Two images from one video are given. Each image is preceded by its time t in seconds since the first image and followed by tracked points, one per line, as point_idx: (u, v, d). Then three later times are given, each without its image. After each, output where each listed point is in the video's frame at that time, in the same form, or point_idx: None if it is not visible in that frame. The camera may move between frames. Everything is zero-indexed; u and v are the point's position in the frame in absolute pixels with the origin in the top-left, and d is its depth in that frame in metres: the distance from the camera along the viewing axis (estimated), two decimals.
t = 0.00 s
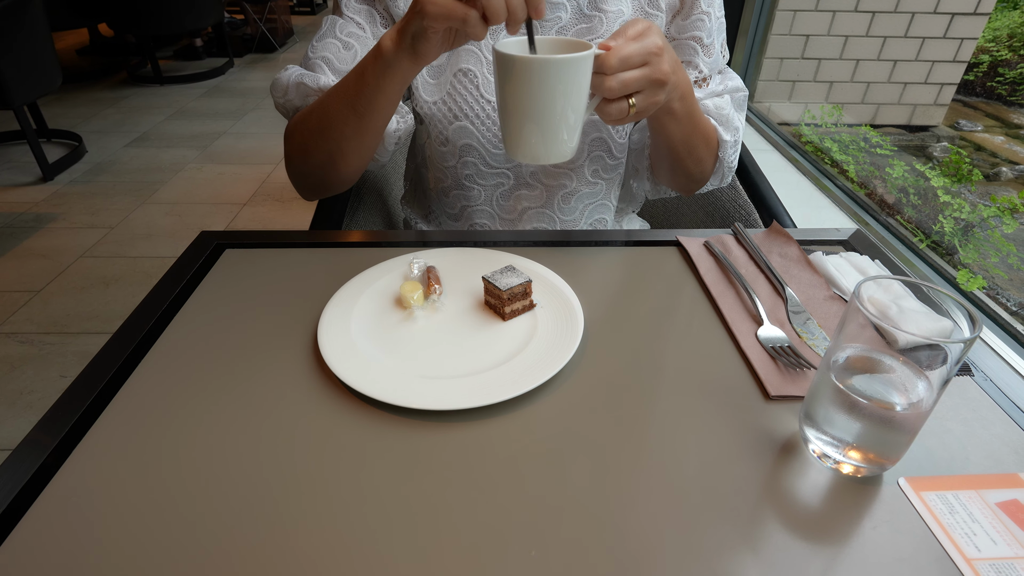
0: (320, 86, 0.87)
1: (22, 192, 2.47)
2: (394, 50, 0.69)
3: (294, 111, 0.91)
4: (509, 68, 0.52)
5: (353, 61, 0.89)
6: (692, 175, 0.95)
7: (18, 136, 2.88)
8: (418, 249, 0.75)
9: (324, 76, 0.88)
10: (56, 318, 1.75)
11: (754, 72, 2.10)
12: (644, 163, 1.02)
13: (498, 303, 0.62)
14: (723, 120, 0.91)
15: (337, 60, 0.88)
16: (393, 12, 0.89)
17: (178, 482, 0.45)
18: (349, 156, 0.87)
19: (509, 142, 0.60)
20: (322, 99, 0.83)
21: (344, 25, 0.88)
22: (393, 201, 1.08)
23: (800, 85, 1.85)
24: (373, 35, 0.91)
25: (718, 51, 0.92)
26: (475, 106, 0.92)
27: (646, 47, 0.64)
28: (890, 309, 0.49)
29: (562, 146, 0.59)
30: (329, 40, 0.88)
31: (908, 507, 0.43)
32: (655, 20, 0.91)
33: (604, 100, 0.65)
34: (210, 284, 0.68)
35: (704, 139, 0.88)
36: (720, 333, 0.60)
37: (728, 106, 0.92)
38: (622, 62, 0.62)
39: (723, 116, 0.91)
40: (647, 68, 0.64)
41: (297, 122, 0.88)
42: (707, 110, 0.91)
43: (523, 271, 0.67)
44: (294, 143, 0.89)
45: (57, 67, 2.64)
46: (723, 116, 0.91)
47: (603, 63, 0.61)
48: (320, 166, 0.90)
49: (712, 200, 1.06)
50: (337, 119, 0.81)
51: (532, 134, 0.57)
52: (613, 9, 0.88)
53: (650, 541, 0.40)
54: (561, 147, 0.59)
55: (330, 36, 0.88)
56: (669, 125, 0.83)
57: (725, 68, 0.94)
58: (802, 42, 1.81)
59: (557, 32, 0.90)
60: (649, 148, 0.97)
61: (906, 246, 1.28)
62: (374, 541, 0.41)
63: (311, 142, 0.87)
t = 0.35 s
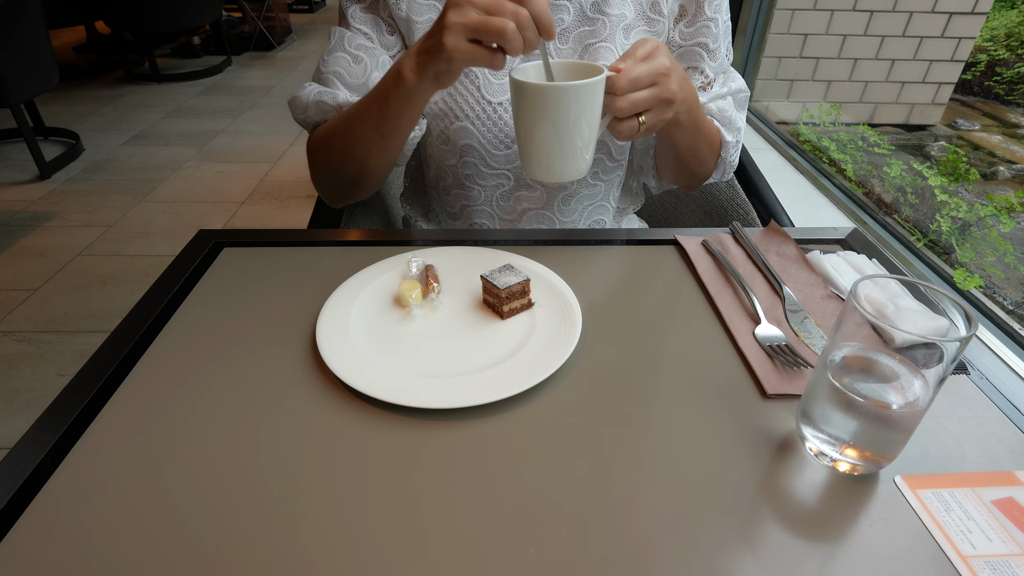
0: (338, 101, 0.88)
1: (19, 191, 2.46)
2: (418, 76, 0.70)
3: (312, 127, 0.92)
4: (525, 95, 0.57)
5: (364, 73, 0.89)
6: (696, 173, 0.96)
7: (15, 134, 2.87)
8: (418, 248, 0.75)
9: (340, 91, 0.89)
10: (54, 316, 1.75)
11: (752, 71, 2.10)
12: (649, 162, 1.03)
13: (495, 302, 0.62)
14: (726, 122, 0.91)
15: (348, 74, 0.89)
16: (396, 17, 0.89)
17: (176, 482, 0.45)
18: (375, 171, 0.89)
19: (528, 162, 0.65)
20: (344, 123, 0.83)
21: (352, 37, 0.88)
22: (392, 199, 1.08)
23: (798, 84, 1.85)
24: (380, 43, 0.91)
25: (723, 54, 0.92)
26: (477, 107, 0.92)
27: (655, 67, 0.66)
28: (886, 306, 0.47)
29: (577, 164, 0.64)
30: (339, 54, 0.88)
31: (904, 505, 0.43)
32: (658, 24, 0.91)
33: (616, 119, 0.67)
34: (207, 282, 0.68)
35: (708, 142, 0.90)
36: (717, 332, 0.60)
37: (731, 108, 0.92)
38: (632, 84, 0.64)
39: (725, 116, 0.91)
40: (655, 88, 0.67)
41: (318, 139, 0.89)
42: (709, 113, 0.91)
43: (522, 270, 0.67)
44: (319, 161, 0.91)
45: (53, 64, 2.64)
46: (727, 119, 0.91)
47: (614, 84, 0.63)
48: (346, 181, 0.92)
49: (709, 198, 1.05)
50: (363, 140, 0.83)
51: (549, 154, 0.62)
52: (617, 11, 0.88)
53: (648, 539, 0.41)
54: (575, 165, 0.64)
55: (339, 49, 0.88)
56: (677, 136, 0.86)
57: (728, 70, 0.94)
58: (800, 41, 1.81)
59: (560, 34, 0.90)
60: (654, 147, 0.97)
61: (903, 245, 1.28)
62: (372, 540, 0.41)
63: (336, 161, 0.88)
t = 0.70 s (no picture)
0: (349, 106, 0.88)
1: (17, 189, 2.46)
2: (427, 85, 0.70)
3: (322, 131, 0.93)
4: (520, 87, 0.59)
5: (370, 74, 0.89)
6: (695, 174, 0.96)
7: (13, 132, 2.87)
8: (417, 247, 0.75)
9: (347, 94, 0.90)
10: (53, 315, 1.75)
11: (751, 70, 2.11)
12: (650, 160, 1.03)
13: (494, 300, 0.62)
14: (726, 123, 0.92)
15: (355, 75, 0.89)
16: (399, 15, 0.89)
17: (176, 478, 0.45)
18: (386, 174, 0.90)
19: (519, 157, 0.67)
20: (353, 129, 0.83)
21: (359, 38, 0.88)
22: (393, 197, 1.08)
23: (797, 83, 1.85)
24: (385, 43, 0.91)
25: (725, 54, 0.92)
26: (479, 105, 0.92)
27: (649, 70, 0.66)
28: (883, 306, 0.48)
29: (570, 161, 0.65)
30: (345, 55, 0.88)
31: (898, 501, 0.43)
32: (660, 25, 0.92)
33: (607, 120, 0.68)
34: (207, 281, 0.68)
35: (707, 142, 0.90)
36: (714, 331, 0.61)
37: (731, 108, 0.92)
38: (624, 85, 0.64)
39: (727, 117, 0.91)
40: (649, 92, 0.67)
41: (327, 144, 0.89)
42: (708, 114, 0.91)
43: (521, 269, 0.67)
44: (328, 166, 0.91)
45: (52, 63, 2.63)
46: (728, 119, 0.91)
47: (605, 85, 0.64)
48: (357, 184, 0.93)
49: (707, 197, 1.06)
50: (374, 144, 0.83)
51: (538, 150, 0.63)
52: (619, 12, 0.88)
53: (644, 536, 0.41)
54: (568, 162, 0.65)
55: (346, 51, 0.88)
56: (677, 138, 0.87)
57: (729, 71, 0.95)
58: (800, 40, 1.81)
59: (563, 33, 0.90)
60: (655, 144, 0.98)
61: (900, 245, 1.29)
62: (371, 536, 0.41)
63: (346, 165, 0.89)
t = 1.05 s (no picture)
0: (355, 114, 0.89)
1: (19, 191, 2.46)
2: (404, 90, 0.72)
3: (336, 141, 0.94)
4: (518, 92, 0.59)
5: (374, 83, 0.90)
6: (693, 177, 0.97)
7: (15, 134, 2.88)
8: (418, 248, 0.75)
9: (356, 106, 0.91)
10: (54, 316, 1.76)
11: (751, 72, 2.11)
12: (650, 162, 1.03)
13: (495, 302, 0.62)
14: (725, 126, 0.91)
15: (361, 84, 0.91)
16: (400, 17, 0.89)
17: (179, 480, 0.45)
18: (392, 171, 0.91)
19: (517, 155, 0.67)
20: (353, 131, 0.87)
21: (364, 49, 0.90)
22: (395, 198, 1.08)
23: (797, 85, 1.86)
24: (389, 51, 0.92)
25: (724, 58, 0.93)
26: (481, 106, 0.92)
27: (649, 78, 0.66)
28: (883, 307, 0.50)
29: (569, 165, 0.65)
30: (352, 66, 0.90)
31: (897, 502, 0.44)
32: (660, 28, 0.92)
33: (605, 125, 0.68)
34: (208, 283, 0.68)
35: (706, 146, 0.90)
36: (714, 332, 0.61)
37: (729, 112, 0.92)
38: (623, 92, 0.65)
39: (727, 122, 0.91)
40: (649, 99, 0.67)
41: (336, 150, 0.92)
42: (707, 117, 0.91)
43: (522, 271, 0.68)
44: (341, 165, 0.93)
45: (53, 64, 2.64)
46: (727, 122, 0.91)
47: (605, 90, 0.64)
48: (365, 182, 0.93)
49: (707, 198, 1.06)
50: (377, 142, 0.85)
51: (537, 149, 0.64)
52: (621, 15, 0.88)
53: (644, 538, 0.41)
54: (567, 165, 0.65)
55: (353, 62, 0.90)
56: (677, 143, 0.89)
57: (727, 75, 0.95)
58: (800, 41, 1.81)
59: (565, 35, 0.90)
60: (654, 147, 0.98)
61: (900, 246, 1.29)
62: (372, 537, 0.41)
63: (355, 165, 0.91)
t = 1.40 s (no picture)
0: (348, 144, 0.89)
1: (21, 193, 2.47)
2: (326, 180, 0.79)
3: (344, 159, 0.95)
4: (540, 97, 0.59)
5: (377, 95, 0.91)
6: (695, 179, 0.97)
7: (18, 136, 2.89)
8: (418, 252, 0.75)
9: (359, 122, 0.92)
10: (55, 318, 1.76)
11: (754, 76, 2.11)
12: (651, 167, 1.03)
13: (494, 306, 0.62)
14: (726, 131, 0.91)
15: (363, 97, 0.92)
16: (403, 22, 0.90)
17: (173, 484, 0.45)
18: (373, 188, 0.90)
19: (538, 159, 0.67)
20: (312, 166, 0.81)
21: (366, 64, 0.92)
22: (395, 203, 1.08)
23: (799, 90, 1.86)
24: (391, 62, 0.92)
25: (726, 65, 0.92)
26: (483, 110, 0.91)
27: (671, 82, 0.66)
28: (885, 313, 0.48)
29: (592, 171, 0.65)
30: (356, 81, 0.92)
31: (901, 512, 0.43)
32: (665, 34, 0.92)
33: (628, 129, 0.67)
34: (207, 285, 0.68)
35: (711, 150, 0.90)
36: (716, 337, 0.60)
37: (731, 117, 0.92)
38: (647, 96, 0.65)
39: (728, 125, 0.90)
40: (671, 102, 0.66)
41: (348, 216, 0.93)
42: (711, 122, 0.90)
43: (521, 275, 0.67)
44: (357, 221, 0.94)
45: (58, 67, 2.65)
46: (729, 128, 0.91)
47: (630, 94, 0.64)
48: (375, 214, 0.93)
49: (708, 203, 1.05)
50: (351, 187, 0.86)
51: (559, 156, 0.63)
52: (623, 20, 0.89)
53: (644, 546, 0.40)
54: (590, 172, 0.65)
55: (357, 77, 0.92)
56: (688, 145, 0.88)
57: (730, 81, 0.95)
58: (802, 47, 1.82)
59: (567, 40, 0.90)
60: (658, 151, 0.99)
61: (903, 252, 1.29)
62: (368, 543, 0.41)
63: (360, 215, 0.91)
